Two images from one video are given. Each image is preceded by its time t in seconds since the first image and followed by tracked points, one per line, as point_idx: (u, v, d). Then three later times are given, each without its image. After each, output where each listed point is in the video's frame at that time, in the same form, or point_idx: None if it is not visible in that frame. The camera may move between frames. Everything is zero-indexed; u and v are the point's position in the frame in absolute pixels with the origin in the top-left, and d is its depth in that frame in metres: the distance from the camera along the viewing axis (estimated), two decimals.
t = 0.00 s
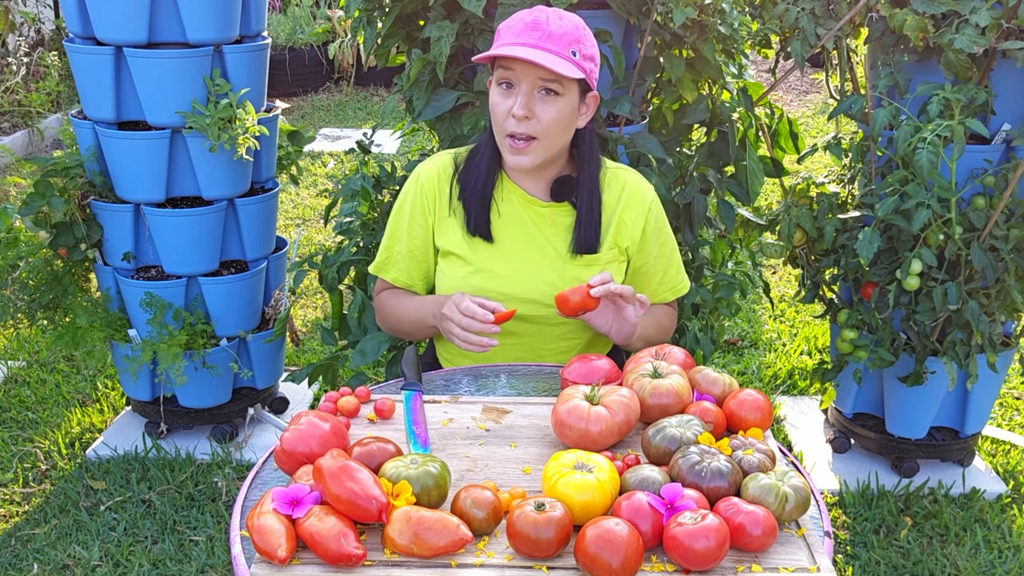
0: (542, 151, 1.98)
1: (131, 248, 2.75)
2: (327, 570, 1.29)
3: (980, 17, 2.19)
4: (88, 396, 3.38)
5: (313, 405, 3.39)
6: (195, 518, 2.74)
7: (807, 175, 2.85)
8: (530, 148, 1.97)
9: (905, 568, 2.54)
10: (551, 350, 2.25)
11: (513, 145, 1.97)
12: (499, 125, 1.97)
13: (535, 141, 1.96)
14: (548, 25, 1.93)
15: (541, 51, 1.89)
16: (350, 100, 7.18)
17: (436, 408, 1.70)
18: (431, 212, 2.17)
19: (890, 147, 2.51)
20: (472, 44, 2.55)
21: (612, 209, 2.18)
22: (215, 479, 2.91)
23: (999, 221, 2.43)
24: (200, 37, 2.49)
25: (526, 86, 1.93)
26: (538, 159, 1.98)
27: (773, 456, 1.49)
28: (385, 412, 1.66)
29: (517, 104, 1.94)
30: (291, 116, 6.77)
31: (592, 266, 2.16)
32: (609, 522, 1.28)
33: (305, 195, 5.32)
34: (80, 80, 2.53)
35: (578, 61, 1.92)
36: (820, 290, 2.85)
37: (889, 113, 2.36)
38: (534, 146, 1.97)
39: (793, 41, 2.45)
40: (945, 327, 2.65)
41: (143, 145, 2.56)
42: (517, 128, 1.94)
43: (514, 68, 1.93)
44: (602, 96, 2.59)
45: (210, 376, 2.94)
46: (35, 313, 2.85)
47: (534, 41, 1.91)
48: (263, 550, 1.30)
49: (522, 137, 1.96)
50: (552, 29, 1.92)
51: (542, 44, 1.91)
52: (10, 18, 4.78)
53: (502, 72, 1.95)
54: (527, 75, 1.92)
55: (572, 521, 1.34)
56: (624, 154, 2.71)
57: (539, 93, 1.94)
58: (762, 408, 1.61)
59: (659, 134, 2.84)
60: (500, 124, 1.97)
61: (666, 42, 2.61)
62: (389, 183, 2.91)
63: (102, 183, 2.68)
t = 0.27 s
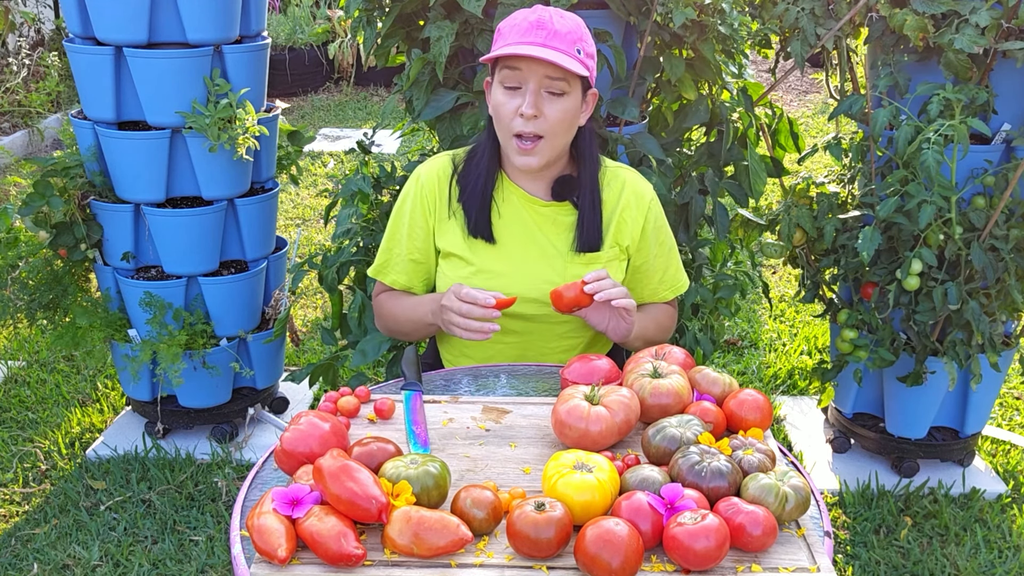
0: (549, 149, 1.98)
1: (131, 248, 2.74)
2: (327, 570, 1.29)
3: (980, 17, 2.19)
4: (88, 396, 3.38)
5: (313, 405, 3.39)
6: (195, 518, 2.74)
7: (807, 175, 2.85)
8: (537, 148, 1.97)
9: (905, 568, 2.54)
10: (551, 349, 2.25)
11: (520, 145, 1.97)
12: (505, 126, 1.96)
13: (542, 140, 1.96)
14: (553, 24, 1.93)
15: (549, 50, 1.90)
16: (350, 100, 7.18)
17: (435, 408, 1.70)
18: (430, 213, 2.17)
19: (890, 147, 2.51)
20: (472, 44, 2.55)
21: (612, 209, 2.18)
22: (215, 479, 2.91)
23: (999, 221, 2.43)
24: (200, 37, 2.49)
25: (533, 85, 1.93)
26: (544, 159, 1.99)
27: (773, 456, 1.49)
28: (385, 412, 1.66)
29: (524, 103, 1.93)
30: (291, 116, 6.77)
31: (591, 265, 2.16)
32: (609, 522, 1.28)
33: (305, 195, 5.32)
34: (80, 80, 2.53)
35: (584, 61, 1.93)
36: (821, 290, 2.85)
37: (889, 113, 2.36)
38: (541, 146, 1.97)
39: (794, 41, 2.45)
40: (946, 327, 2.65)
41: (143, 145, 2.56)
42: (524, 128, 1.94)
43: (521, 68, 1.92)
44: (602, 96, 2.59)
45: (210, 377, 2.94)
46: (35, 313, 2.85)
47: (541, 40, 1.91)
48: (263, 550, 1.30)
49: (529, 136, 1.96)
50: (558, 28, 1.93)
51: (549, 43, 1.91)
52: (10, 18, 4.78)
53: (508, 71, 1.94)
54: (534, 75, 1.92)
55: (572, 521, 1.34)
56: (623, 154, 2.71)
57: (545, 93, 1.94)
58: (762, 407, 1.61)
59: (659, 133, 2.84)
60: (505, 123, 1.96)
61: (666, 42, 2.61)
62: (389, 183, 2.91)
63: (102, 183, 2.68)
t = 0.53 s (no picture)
0: (545, 148, 1.98)
1: (131, 248, 2.74)
2: (327, 570, 1.29)
3: (980, 17, 2.19)
4: (88, 396, 3.38)
5: (313, 405, 3.39)
6: (195, 518, 2.74)
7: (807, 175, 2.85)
8: (533, 146, 1.97)
9: (905, 568, 2.54)
10: (550, 349, 2.25)
11: (516, 145, 1.97)
12: (501, 126, 1.96)
13: (538, 138, 1.96)
14: (547, 23, 1.93)
15: (543, 49, 1.90)
16: (350, 100, 7.18)
17: (435, 408, 1.70)
18: (429, 215, 2.17)
19: (890, 147, 2.51)
20: (472, 44, 2.55)
21: (609, 207, 2.18)
22: (215, 479, 2.90)
23: (999, 221, 2.43)
24: (200, 37, 2.49)
25: (527, 83, 1.93)
26: (540, 157, 1.99)
27: (773, 456, 1.49)
28: (385, 412, 1.66)
29: (519, 102, 1.93)
30: (291, 116, 6.77)
31: (589, 263, 2.16)
32: (609, 522, 1.28)
33: (305, 195, 5.32)
34: (80, 80, 2.53)
35: (579, 59, 1.93)
36: (820, 290, 2.85)
37: (889, 113, 2.36)
38: (537, 144, 1.97)
39: (793, 41, 2.44)
40: (946, 327, 2.65)
41: (143, 145, 2.56)
42: (520, 127, 1.94)
43: (515, 68, 1.93)
44: (602, 96, 2.59)
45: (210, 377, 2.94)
46: (35, 313, 2.85)
47: (535, 39, 1.91)
48: (263, 550, 1.30)
49: (525, 135, 1.96)
50: (552, 27, 1.93)
51: (543, 42, 1.91)
52: (10, 18, 4.78)
53: (502, 70, 1.94)
54: (529, 73, 1.92)
55: (572, 521, 1.34)
56: (623, 154, 2.71)
57: (540, 91, 1.94)
58: (762, 408, 1.60)
59: (659, 133, 2.84)
60: (501, 122, 1.96)
61: (666, 42, 2.61)
62: (388, 182, 2.91)
63: (102, 183, 2.68)
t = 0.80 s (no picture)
0: (539, 151, 1.97)
1: (131, 248, 2.74)
2: (327, 570, 1.29)
3: (980, 17, 2.19)
4: (88, 396, 3.38)
5: (313, 405, 3.39)
6: (195, 518, 2.74)
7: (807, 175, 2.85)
8: (528, 148, 1.96)
9: (905, 568, 2.54)
10: (549, 349, 2.25)
11: (511, 145, 1.96)
12: (498, 126, 1.96)
13: (533, 141, 1.95)
14: (549, 26, 1.93)
15: (543, 53, 1.90)
16: (350, 100, 7.18)
17: (435, 408, 1.70)
18: (426, 215, 2.17)
19: (890, 147, 2.51)
20: (472, 43, 2.55)
21: (606, 206, 2.19)
22: (215, 479, 2.90)
23: (999, 221, 2.43)
24: (200, 37, 2.49)
25: (526, 86, 1.93)
26: (535, 160, 1.98)
27: (773, 456, 1.49)
28: (385, 412, 1.66)
29: (517, 104, 1.93)
30: (291, 116, 6.77)
31: (586, 262, 2.17)
32: (609, 522, 1.28)
33: (305, 195, 5.32)
34: (80, 80, 2.53)
35: (579, 65, 1.94)
36: (820, 290, 2.85)
37: (889, 113, 2.36)
38: (532, 146, 1.96)
39: (793, 41, 2.44)
40: (946, 327, 2.65)
41: (143, 145, 2.56)
42: (517, 128, 1.93)
43: (515, 70, 1.93)
44: (602, 96, 2.59)
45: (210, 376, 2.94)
46: (35, 313, 2.85)
47: (535, 42, 1.91)
48: (263, 550, 1.30)
49: (521, 137, 1.95)
50: (553, 31, 1.93)
51: (544, 46, 1.91)
52: (10, 18, 4.77)
53: (502, 71, 1.94)
54: (528, 76, 1.92)
55: (572, 521, 1.34)
56: (623, 154, 2.71)
57: (538, 94, 1.94)
58: (762, 408, 1.60)
59: (659, 133, 2.84)
60: (498, 123, 1.96)
61: (666, 42, 2.61)
62: (388, 182, 2.91)
63: (102, 182, 2.68)
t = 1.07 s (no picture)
0: (532, 142, 1.97)
1: (131, 249, 2.74)
2: (327, 570, 1.29)
3: (980, 17, 2.19)
4: (88, 396, 3.38)
5: (313, 405, 3.39)
6: (195, 518, 2.74)
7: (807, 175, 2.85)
8: (519, 138, 1.96)
9: (905, 568, 2.54)
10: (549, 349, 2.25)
11: (502, 138, 1.96)
12: (488, 122, 1.96)
13: (524, 132, 1.95)
14: (529, 18, 1.94)
15: (524, 42, 1.90)
16: (350, 100, 7.18)
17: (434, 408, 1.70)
18: (424, 218, 2.17)
19: (890, 147, 2.51)
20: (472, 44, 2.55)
21: (604, 206, 2.19)
22: (215, 479, 2.91)
23: (999, 221, 2.43)
24: (200, 37, 2.49)
25: (510, 77, 1.94)
26: (529, 151, 1.97)
27: (773, 456, 1.49)
28: (385, 412, 1.66)
29: (504, 96, 1.93)
30: (292, 116, 6.77)
31: (586, 262, 2.16)
32: (609, 522, 1.28)
33: (305, 195, 5.32)
34: (80, 80, 2.53)
35: (562, 51, 1.93)
36: (820, 290, 2.85)
37: (889, 113, 2.36)
38: (524, 137, 1.96)
39: (793, 41, 2.44)
40: (946, 327, 2.65)
41: (143, 145, 2.56)
42: (506, 120, 1.93)
43: (498, 63, 1.94)
44: (602, 96, 2.59)
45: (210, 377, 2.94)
46: (35, 313, 2.85)
47: (515, 33, 1.91)
48: (263, 550, 1.30)
49: (511, 128, 1.95)
50: (533, 21, 1.93)
51: (524, 36, 1.91)
52: (11, 18, 4.77)
53: (486, 67, 1.95)
54: (513, 67, 1.93)
55: (572, 521, 1.34)
56: (623, 154, 2.71)
57: (524, 84, 1.94)
58: (762, 408, 1.61)
59: (658, 134, 2.84)
60: (488, 118, 1.96)
61: (666, 42, 2.61)
62: (388, 182, 2.91)
63: (102, 183, 2.68)
